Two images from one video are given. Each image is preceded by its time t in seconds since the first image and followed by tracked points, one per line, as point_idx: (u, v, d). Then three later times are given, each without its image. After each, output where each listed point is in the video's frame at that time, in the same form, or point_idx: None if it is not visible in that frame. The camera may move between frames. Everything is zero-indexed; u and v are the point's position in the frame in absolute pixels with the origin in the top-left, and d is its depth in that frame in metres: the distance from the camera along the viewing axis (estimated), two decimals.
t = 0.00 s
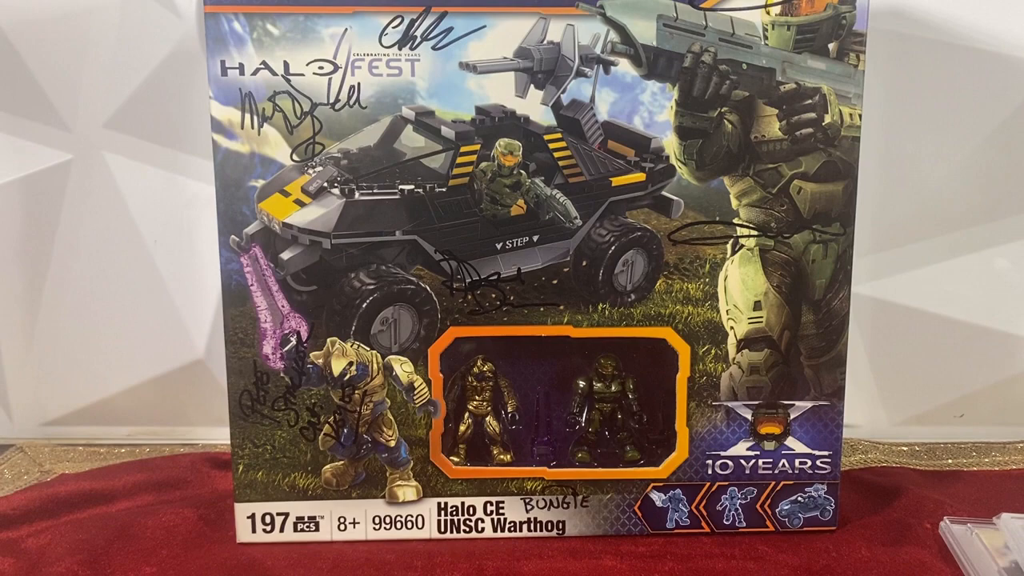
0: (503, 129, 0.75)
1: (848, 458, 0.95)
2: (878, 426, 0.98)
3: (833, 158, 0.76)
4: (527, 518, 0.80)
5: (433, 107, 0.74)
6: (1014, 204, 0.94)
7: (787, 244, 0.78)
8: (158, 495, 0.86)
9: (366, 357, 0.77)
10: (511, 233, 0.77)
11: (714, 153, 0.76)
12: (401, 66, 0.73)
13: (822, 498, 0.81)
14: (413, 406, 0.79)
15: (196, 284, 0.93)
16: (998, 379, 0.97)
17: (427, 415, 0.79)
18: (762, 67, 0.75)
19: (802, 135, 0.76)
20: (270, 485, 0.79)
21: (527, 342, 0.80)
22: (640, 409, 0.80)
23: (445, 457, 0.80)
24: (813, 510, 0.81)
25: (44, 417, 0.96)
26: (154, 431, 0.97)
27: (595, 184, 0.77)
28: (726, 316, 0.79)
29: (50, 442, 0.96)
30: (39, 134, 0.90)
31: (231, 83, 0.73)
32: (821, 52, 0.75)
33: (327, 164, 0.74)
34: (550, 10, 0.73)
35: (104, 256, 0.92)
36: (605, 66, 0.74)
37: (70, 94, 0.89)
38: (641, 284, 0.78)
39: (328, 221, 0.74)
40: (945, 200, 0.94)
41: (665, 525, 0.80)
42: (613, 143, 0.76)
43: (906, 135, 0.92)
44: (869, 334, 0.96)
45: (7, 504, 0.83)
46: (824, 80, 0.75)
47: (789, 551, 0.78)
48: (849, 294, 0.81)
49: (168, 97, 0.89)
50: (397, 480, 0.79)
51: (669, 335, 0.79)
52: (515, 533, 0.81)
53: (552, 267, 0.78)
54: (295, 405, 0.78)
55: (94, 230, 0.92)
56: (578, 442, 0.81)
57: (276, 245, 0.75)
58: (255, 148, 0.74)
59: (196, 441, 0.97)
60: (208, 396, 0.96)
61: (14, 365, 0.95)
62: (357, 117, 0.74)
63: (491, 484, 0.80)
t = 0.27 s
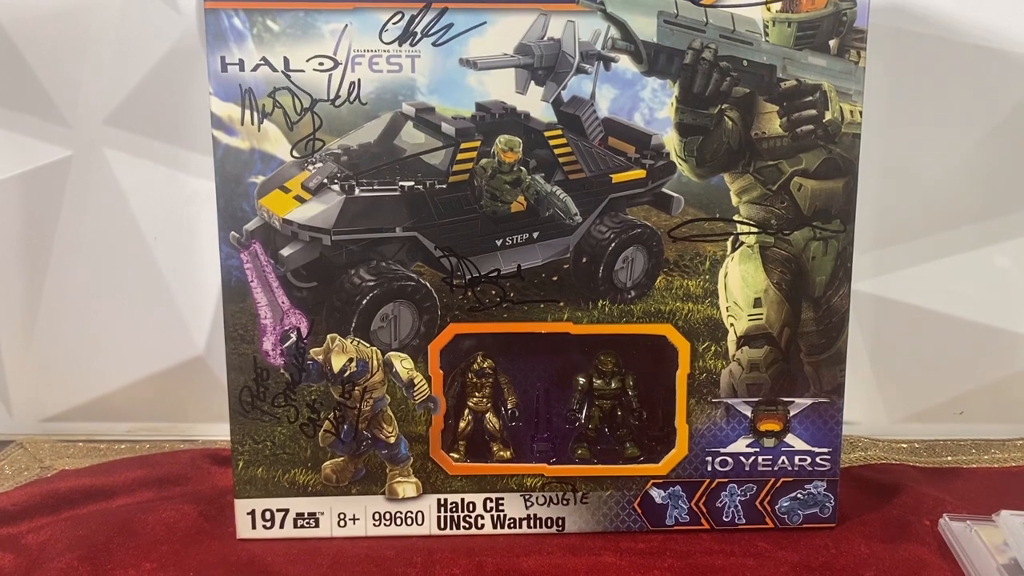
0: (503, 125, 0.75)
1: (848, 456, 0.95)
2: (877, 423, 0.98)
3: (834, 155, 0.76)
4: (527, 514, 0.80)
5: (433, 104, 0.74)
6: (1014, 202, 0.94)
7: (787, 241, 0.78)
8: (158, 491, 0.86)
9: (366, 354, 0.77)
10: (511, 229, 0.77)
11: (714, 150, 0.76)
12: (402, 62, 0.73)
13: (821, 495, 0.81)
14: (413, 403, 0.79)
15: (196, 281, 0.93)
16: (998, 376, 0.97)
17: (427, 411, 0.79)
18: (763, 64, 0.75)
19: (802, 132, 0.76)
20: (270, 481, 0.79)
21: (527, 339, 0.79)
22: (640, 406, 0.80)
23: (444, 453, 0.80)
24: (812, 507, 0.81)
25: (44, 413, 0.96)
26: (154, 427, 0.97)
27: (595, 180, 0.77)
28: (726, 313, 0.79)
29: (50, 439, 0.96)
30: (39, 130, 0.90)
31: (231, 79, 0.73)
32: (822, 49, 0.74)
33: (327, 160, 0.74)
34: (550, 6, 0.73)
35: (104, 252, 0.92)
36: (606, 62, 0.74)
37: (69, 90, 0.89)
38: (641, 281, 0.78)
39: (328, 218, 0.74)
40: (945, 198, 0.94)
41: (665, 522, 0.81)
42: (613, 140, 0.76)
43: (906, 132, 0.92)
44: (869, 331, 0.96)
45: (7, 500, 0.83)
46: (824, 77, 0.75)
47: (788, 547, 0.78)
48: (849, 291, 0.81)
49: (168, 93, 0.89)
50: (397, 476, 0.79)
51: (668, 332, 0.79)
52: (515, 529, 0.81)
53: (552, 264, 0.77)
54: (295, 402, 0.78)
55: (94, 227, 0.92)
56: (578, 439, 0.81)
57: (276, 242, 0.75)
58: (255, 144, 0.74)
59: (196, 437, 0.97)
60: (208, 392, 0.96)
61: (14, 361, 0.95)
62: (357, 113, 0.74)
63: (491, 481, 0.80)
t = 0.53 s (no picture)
0: (503, 122, 0.75)
1: (847, 453, 0.95)
2: (877, 420, 0.98)
3: (834, 152, 0.76)
4: (526, 511, 0.80)
5: (433, 101, 0.74)
6: (1014, 199, 0.94)
7: (787, 238, 0.78)
8: (157, 487, 0.86)
9: (366, 351, 0.77)
10: (511, 226, 0.77)
11: (714, 147, 0.76)
12: (402, 59, 0.73)
13: (821, 492, 0.81)
14: (412, 400, 0.79)
15: (196, 278, 0.93)
16: (997, 374, 0.97)
17: (427, 409, 0.79)
18: (763, 61, 0.75)
19: (802, 129, 0.76)
20: (270, 478, 0.79)
21: (527, 337, 0.79)
22: (639, 403, 0.80)
23: (444, 450, 0.80)
24: (812, 504, 0.81)
25: (44, 410, 0.96)
26: (154, 424, 0.97)
27: (595, 177, 0.77)
28: (726, 310, 0.79)
29: (50, 435, 0.96)
30: (38, 126, 0.90)
31: (231, 76, 0.73)
32: (822, 46, 0.74)
33: (327, 158, 0.74)
34: (550, 3, 0.73)
35: (104, 249, 0.92)
36: (606, 59, 0.74)
37: (69, 87, 0.89)
38: (641, 278, 0.78)
39: (328, 215, 0.74)
40: (945, 195, 0.94)
41: (664, 519, 0.81)
42: (613, 137, 0.76)
43: (907, 129, 0.92)
44: (869, 329, 0.96)
45: (7, 496, 0.83)
46: (825, 75, 0.75)
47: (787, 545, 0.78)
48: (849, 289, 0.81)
49: (168, 90, 0.89)
50: (397, 473, 0.79)
51: (668, 329, 0.79)
52: (515, 526, 0.81)
53: (552, 261, 0.77)
54: (295, 399, 0.78)
55: (94, 224, 0.91)
56: (578, 436, 0.81)
57: (276, 239, 0.75)
58: (255, 141, 0.74)
59: (196, 434, 0.97)
60: (208, 389, 0.96)
61: (14, 358, 0.95)
62: (357, 110, 0.74)
63: (491, 478, 0.80)
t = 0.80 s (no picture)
0: (503, 120, 0.75)
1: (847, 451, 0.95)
2: (876, 419, 0.98)
3: (834, 150, 0.76)
4: (526, 509, 0.81)
5: (433, 99, 0.74)
6: (1014, 198, 0.94)
7: (787, 236, 0.78)
8: (157, 486, 0.86)
9: (366, 349, 0.77)
10: (511, 225, 0.77)
11: (714, 145, 0.76)
12: (402, 57, 0.73)
13: (820, 490, 0.81)
14: (412, 398, 0.79)
15: (195, 277, 0.93)
16: (997, 372, 0.97)
17: (427, 407, 0.79)
18: (763, 59, 0.75)
19: (802, 128, 0.76)
20: (269, 476, 0.79)
21: (527, 334, 0.79)
22: (639, 401, 0.80)
23: (444, 449, 0.80)
24: (811, 502, 0.81)
25: (43, 409, 0.96)
26: (153, 422, 0.97)
27: (595, 176, 0.77)
28: (725, 308, 0.79)
29: (50, 433, 0.96)
30: (39, 125, 0.90)
31: (231, 74, 0.73)
32: (822, 44, 0.74)
33: (327, 155, 0.74)
34: (550, 1, 0.73)
35: (104, 248, 0.92)
36: (606, 57, 0.74)
37: (69, 85, 0.89)
38: (641, 276, 0.78)
39: (328, 213, 0.74)
40: (945, 194, 0.94)
41: (664, 517, 0.81)
42: (613, 135, 0.76)
43: (906, 127, 0.92)
44: (869, 327, 0.96)
45: (7, 495, 0.83)
46: (825, 73, 0.75)
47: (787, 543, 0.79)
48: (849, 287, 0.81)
49: (167, 88, 0.89)
50: (397, 472, 0.79)
51: (668, 327, 0.79)
52: (514, 524, 0.81)
53: (552, 259, 0.77)
54: (295, 397, 0.78)
55: (94, 222, 0.91)
56: (578, 434, 0.81)
57: (276, 237, 0.75)
58: (255, 138, 0.74)
59: (195, 432, 0.97)
60: (208, 387, 0.96)
61: (14, 356, 0.95)
62: (357, 108, 0.74)
63: (491, 476, 0.80)
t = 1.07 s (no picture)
0: (503, 119, 0.75)
1: (847, 450, 0.95)
2: (877, 417, 0.98)
3: (834, 149, 0.76)
4: (526, 508, 0.81)
5: (433, 98, 0.74)
6: (1014, 196, 0.94)
7: (787, 235, 0.78)
8: (157, 484, 0.86)
9: (366, 347, 0.77)
10: (511, 223, 0.77)
11: (714, 144, 0.76)
12: (402, 56, 0.73)
13: (820, 489, 0.81)
14: (412, 396, 0.79)
15: (195, 276, 0.93)
16: (997, 371, 0.97)
17: (427, 406, 0.79)
18: (763, 58, 0.75)
19: (802, 126, 0.76)
20: (269, 474, 0.79)
21: (527, 333, 0.79)
22: (639, 399, 0.80)
23: (444, 447, 0.80)
24: (811, 501, 0.81)
25: (44, 407, 0.96)
26: (154, 421, 0.97)
27: (595, 175, 0.77)
28: (725, 307, 0.79)
29: (49, 432, 0.96)
30: (39, 124, 0.90)
31: (231, 72, 0.73)
32: (822, 43, 0.74)
33: (327, 154, 0.74)
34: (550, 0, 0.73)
35: (104, 247, 0.92)
36: (606, 56, 0.74)
37: (70, 84, 0.89)
38: (641, 275, 0.78)
39: (328, 211, 0.74)
40: (945, 192, 0.94)
41: (664, 516, 0.81)
42: (613, 134, 0.76)
43: (907, 126, 0.92)
44: (869, 326, 0.96)
45: (7, 493, 0.83)
46: (825, 71, 0.75)
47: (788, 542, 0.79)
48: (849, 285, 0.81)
49: (167, 87, 0.89)
50: (397, 470, 0.80)
51: (668, 326, 0.79)
52: (515, 523, 0.81)
53: (552, 258, 0.77)
54: (295, 395, 0.78)
55: (94, 221, 0.91)
56: (578, 433, 0.81)
57: (276, 235, 0.75)
58: (255, 137, 0.74)
59: (196, 431, 0.97)
60: (208, 386, 0.96)
61: (14, 355, 0.95)
62: (357, 107, 0.74)
63: (491, 475, 0.80)
